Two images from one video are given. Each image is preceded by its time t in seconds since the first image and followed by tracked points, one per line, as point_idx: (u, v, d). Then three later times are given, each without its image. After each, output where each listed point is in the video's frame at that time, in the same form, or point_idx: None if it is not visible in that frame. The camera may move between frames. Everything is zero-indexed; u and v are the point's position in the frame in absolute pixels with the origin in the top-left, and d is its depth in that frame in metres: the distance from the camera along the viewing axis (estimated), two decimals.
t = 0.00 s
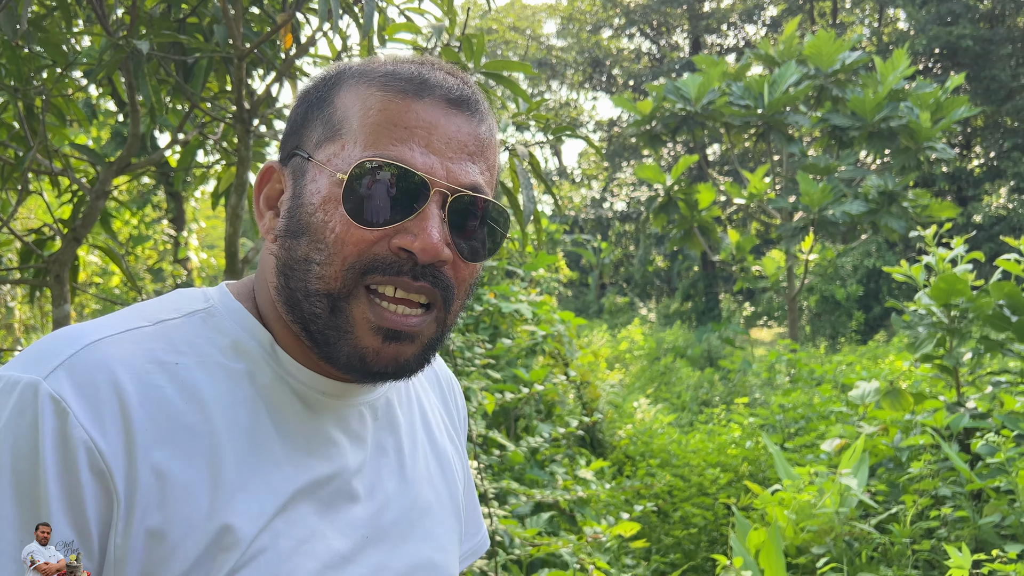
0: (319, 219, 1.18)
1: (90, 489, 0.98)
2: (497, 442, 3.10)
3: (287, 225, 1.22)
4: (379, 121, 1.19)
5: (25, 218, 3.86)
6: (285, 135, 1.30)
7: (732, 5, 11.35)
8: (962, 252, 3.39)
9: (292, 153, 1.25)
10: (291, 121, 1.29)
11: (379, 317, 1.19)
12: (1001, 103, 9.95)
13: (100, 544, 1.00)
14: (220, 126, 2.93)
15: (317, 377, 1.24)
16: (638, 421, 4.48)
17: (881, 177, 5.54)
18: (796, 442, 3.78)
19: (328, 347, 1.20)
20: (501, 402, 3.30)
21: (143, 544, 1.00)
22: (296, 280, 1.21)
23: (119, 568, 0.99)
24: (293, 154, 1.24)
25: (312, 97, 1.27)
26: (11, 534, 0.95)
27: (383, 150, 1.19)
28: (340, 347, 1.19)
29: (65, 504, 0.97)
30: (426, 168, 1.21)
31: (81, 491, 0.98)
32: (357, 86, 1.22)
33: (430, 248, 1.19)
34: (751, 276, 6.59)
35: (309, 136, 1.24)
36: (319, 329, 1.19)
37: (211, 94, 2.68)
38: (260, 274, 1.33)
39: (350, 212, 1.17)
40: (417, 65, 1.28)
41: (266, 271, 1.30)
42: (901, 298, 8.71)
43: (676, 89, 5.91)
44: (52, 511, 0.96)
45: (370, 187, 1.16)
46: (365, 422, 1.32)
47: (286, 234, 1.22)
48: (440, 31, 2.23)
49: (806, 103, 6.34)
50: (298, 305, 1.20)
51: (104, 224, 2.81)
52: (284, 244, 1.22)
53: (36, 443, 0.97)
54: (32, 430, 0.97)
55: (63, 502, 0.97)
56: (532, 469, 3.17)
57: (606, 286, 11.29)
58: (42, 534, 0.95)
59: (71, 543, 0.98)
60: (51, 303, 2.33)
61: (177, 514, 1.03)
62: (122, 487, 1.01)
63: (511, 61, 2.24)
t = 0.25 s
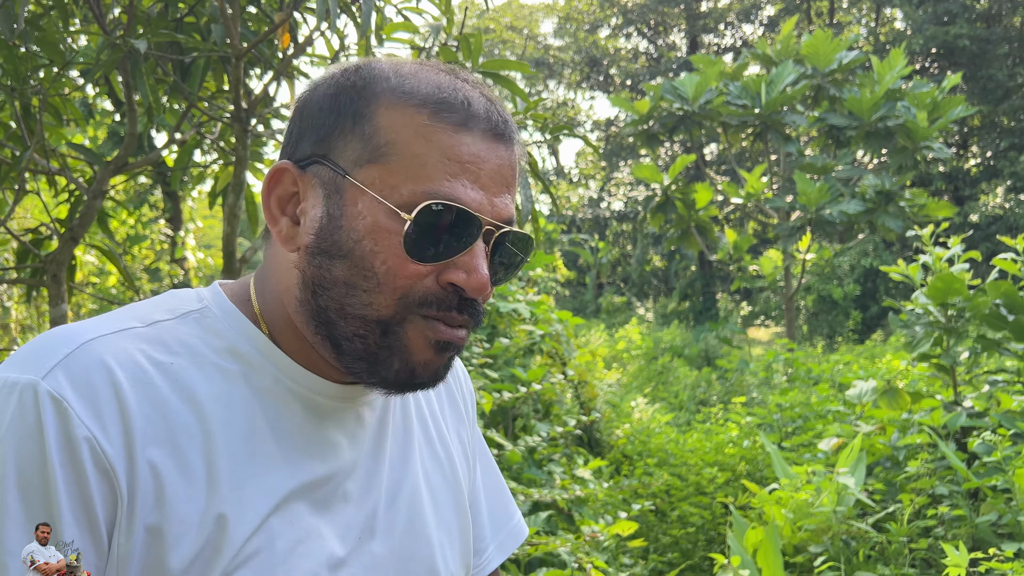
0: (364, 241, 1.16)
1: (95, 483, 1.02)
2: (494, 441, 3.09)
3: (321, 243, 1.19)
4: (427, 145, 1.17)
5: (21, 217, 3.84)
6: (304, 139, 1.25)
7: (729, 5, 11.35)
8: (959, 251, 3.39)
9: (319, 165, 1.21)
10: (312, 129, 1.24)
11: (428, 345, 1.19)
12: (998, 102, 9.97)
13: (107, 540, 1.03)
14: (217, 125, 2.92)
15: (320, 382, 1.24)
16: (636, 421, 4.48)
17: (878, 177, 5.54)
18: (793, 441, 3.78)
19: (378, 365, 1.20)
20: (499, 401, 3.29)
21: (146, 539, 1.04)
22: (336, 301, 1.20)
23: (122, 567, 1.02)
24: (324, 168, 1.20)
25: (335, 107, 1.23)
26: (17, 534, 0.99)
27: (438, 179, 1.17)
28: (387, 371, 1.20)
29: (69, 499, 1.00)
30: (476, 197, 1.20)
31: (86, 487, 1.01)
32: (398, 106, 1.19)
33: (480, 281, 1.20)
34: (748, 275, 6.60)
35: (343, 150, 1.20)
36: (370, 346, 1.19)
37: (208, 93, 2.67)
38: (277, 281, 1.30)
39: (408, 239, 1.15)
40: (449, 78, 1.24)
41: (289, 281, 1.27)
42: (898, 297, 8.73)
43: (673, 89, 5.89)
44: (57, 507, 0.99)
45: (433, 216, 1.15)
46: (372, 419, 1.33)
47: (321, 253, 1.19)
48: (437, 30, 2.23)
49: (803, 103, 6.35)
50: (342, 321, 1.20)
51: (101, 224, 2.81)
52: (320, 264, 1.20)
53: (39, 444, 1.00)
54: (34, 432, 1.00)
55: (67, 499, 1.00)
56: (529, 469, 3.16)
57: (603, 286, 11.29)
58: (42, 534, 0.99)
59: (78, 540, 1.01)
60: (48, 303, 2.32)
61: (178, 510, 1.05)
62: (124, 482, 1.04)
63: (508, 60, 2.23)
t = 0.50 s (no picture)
0: (455, 280, 1.31)
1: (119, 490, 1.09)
2: (493, 441, 3.08)
3: (406, 277, 1.31)
4: (510, 193, 1.33)
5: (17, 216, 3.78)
6: (375, 164, 1.30)
7: (726, 5, 11.36)
8: (957, 250, 3.40)
9: (400, 198, 1.30)
10: (388, 159, 1.30)
11: (488, 361, 1.39)
12: (995, 102, 9.99)
13: (131, 544, 1.10)
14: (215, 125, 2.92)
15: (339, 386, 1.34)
16: (634, 420, 4.48)
17: (876, 176, 5.55)
18: (791, 440, 3.78)
19: (443, 384, 1.37)
20: (497, 401, 3.29)
21: (166, 542, 1.11)
22: (412, 328, 1.33)
23: (144, 573, 1.10)
24: (409, 204, 1.29)
25: (417, 141, 1.30)
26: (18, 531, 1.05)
27: (516, 221, 1.34)
28: (451, 384, 1.38)
29: (94, 505, 1.08)
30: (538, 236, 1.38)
31: (109, 494, 1.08)
32: (484, 151, 1.32)
33: (536, 308, 1.38)
34: (746, 275, 6.60)
35: (427, 188, 1.30)
36: (441, 369, 1.36)
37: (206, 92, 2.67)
38: (327, 297, 1.35)
39: (500, 283, 1.32)
40: (511, 120, 1.37)
41: (349, 302, 1.34)
42: (896, 297, 8.74)
43: (671, 88, 5.89)
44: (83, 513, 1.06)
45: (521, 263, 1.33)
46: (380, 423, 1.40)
47: (404, 286, 1.31)
48: (436, 30, 2.23)
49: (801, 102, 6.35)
50: (419, 347, 1.34)
51: (98, 223, 2.80)
52: (400, 295, 1.32)
53: (64, 453, 1.07)
54: (58, 440, 1.07)
55: (93, 505, 1.07)
56: (528, 468, 3.16)
57: (601, 285, 11.28)
58: (41, 534, 1.05)
59: (104, 544, 1.08)
60: (46, 302, 2.31)
61: (197, 515, 1.13)
62: (146, 488, 1.11)
63: (505, 59, 2.23)
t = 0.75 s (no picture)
0: (500, 284, 1.35)
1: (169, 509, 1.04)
2: (491, 440, 3.08)
3: (466, 288, 1.31)
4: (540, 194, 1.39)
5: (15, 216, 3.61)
6: (444, 188, 1.24)
7: (724, 4, 11.37)
8: (954, 248, 3.39)
9: (465, 216, 1.27)
10: (453, 178, 1.25)
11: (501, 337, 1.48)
12: (993, 101, 9.99)
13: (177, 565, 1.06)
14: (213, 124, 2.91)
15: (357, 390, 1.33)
16: (632, 419, 4.48)
17: (873, 175, 5.55)
18: (789, 439, 3.78)
19: (466, 371, 1.44)
20: (495, 400, 3.28)
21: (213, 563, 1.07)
22: (460, 330, 1.35)
23: None
24: (476, 222, 1.27)
25: (478, 159, 1.26)
26: (12, 538, 0.97)
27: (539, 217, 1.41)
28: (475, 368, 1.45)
29: (140, 525, 1.03)
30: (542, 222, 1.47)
31: (159, 513, 1.03)
32: (523, 158, 1.33)
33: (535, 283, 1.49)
34: (744, 274, 6.60)
35: (485, 203, 1.29)
36: (470, 361, 1.42)
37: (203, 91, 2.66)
38: (378, 313, 1.30)
39: (523, 278, 1.41)
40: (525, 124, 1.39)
41: (402, 314, 1.30)
42: (894, 295, 8.76)
43: (669, 87, 5.89)
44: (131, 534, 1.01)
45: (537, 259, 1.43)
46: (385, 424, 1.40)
47: (462, 296, 1.32)
48: (433, 28, 2.22)
49: (799, 101, 6.35)
50: (459, 345, 1.37)
51: (95, 223, 2.79)
52: (458, 304, 1.32)
53: (113, 471, 1.01)
54: (105, 457, 1.01)
55: (141, 527, 1.03)
56: (526, 467, 3.15)
57: (599, 285, 11.29)
58: (41, 534, 0.97)
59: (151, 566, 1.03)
60: (43, 302, 2.31)
61: (246, 533, 1.09)
62: (195, 508, 1.06)
63: (502, 57, 2.22)
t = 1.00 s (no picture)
0: (504, 284, 1.24)
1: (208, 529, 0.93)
2: (489, 440, 3.09)
3: (478, 290, 1.21)
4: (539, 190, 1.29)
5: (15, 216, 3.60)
6: (457, 190, 1.13)
7: (722, 4, 11.39)
8: (951, 248, 3.40)
9: (477, 217, 1.15)
10: (467, 181, 1.13)
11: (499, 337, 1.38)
12: (990, 100, 10.02)
13: None
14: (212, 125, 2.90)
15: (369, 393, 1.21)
16: (630, 419, 4.50)
17: (871, 174, 5.56)
18: (787, 438, 3.79)
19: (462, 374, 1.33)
20: (494, 400, 3.29)
21: None
22: (467, 332, 1.25)
23: None
24: (486, 223, 1.16)
25: (489, 162, 1.16)
26: (18, 538, 0.85)
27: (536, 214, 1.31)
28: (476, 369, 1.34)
29: (174, 547, 0.91)
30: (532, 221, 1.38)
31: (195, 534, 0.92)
32: (523, 158, 1.24)
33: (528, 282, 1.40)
34: (742, 273, 6.62)
35: (495, 203, 1.18)
36: (469, 365, 1.30)
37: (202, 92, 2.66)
38: (389, 318, 1.17)
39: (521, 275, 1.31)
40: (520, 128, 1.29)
41: (412, 318, 1.18)
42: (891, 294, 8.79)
43: (667, 86, 5.88)
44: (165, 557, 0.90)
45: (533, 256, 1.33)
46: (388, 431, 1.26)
47: (472, 298, 1.21)
48: (431, 29, 2.22)
49: (796, 101, 6.36)
50: (460, 347, 1.26)
51: (94, 224, 2.79)
52: (469, 306, 1.21)
53: (151, 480, 0.89)
54: (143, 466, 0.89)
55: (175, 550, 0.91)
56: (524, 466, 3.16)
57: (598, 284, 11.33)
58: (42, 534, 0.85)
59: None
60: (41, 302, 2.30)
61: (284, 558, 0.98)
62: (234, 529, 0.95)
63: (501, 58, 2.22)
